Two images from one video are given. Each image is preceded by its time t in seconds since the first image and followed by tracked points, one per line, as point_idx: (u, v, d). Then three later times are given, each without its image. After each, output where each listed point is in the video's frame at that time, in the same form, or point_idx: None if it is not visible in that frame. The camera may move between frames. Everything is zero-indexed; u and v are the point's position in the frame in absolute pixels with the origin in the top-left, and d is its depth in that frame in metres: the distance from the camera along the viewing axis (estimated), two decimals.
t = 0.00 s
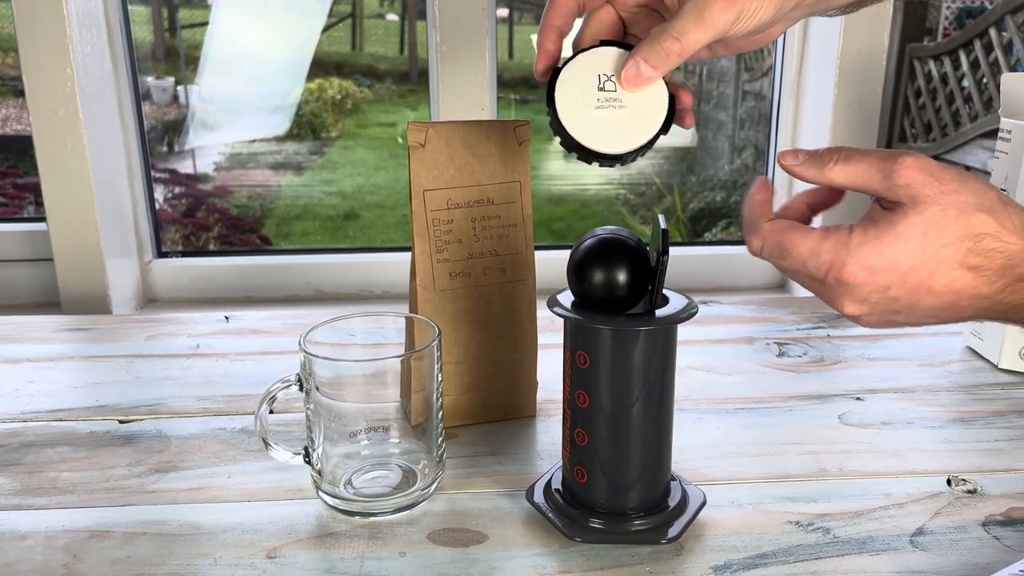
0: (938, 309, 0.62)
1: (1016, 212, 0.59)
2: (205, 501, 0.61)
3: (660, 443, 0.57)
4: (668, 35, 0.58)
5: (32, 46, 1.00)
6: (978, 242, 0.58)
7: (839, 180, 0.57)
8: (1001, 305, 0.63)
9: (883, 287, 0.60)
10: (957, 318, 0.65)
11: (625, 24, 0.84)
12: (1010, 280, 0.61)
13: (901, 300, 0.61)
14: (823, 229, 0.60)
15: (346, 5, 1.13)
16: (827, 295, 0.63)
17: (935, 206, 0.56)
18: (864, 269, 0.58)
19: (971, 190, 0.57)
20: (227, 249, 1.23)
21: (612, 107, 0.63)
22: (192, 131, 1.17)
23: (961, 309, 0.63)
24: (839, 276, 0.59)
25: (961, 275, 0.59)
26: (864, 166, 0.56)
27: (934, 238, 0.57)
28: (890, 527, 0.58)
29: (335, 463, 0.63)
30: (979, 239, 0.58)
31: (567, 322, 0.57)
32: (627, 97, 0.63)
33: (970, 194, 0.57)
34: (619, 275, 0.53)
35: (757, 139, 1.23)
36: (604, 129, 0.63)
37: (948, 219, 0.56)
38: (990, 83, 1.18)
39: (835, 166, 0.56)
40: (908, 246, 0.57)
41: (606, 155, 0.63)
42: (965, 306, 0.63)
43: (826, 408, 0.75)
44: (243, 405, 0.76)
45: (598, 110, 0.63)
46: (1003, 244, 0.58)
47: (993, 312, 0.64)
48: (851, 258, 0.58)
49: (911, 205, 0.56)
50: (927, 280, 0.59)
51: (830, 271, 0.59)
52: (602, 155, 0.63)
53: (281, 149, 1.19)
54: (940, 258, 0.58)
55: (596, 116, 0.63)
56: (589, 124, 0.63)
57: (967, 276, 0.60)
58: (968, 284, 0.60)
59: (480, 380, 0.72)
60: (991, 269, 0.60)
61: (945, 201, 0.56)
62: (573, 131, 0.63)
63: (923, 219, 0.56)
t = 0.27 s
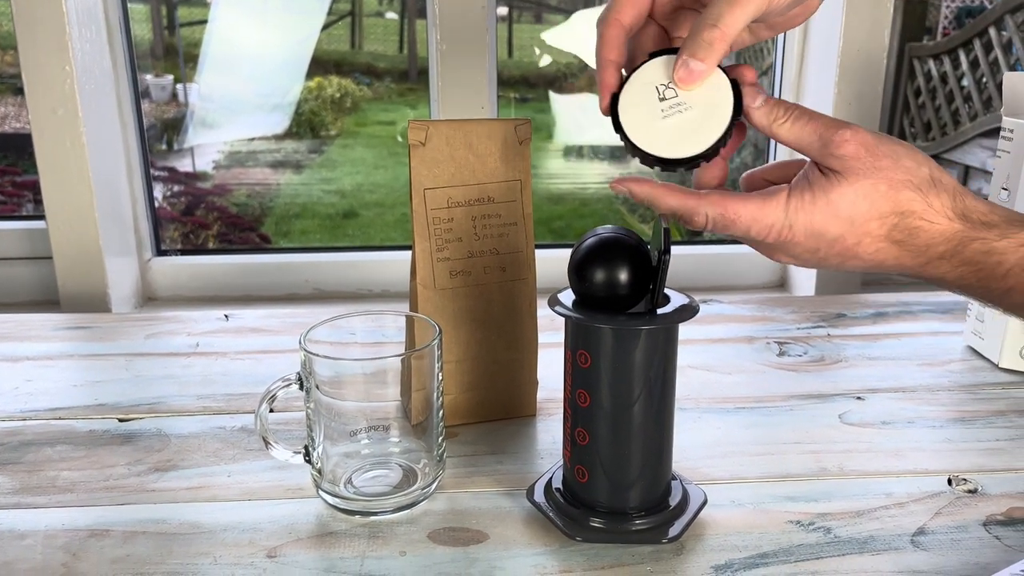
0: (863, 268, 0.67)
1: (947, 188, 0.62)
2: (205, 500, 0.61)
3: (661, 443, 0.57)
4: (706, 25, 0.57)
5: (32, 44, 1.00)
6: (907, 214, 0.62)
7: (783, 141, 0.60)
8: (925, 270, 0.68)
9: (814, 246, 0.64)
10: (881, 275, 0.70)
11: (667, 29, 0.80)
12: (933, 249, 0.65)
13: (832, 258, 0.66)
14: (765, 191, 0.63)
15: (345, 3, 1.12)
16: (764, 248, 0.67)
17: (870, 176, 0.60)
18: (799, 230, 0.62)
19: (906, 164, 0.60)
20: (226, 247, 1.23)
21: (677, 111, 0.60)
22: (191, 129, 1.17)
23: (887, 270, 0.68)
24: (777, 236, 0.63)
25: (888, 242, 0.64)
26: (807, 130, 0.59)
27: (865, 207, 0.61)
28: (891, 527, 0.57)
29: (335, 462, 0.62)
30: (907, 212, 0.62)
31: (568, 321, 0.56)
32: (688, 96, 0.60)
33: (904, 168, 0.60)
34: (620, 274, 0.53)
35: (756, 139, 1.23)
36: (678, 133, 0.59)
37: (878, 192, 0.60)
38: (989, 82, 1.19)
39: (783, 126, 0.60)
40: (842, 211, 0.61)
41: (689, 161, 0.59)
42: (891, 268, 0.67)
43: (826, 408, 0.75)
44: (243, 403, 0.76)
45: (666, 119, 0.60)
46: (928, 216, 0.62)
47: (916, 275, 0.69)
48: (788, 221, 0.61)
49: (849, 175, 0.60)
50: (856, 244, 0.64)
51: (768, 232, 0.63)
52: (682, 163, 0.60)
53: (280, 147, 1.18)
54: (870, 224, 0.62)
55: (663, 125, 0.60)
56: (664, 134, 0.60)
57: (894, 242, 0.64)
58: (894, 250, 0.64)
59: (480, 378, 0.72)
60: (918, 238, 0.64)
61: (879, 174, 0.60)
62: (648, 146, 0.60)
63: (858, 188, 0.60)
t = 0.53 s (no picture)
0: (869, 246, 0.68)
1: (948, 164, 0.64)
2: (208, 497, 0.61)
3: (666, 441, 0.57)
4: (746, 35, 0.55)
5: (33, 41, 1.00)
6: (915, 190, 0.63)
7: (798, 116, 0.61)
8: (927, 250, 0.69)
9: (827, 224, 0.64)
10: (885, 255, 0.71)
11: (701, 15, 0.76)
12: (938, 226, 0.66)
13: (842, 237, 0.66)
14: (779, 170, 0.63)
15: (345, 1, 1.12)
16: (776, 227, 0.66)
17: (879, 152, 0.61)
18: (814, 206, 0.62)
19: (909, 141, 0.62)
20: (226, 245, 1.23)
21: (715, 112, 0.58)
22: (191, 127, 1.17)
23: (892, 249, 0.69)
24: (793, 214, 0.63)
25: (897, 219, 0.65)
26: (820, 104, 0.60)
27: (877, 183, 0.62)
28: (895, 526, 0.57)
29: (338, 460, 0.62)
30: (915, 188, 0.63)
31: (573, 319, 0.56)
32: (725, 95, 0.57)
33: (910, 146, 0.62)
34: (626, 273, 0.52)
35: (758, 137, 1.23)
36: (712, 137, 0.58)
37: (888, 169, 0.61)
38: (990, 82, 1.19)
39: (796, 99, 0.60)
40: (854, 188, 0.62)
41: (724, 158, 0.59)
42: (896, 246, 0.69)
43: (829, 406, 0.75)
44: (246, 401, 0.76)
45: (702, 122, 0.58)
46: (933, 192, 0.64)
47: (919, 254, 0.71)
48: (804, 196, 0.62)
49: (860, 151, 0.61)
50: (867, 222, 0.64)
51: (784, 210, 0.63)
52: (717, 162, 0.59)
53: (280, 145, 1.18)
54: (880, 202, 0.63)
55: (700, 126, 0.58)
56: (701, 138, 0.58)
57: (903, 220, 0.65)
58: (902, 227, 0.65)
59: (484, 377, 0.72)
60: (924, 215, 0.65)
61: (888, 149, 0.61)
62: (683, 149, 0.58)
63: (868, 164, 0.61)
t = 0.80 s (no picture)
0: (899, 234, 0.65)
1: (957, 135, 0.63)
2: (216, 495, 0.61)
3: (674, 439, 0.57)
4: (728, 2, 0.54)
5: (36, 38, 1.00)
6: (938, 159, 0.61)
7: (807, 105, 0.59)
8: (958, 228, 0.66)
9: (862, 202, 0.61)
10: (916, 241, 0.68)
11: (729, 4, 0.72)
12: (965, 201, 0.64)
13: (880, 217, 0.62)
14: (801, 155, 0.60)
15: None
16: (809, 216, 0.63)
17: (889, 126, 0.60)
18: (847, 180, 0.59)
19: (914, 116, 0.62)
20: (228, 243, 1.23)
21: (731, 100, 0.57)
22: (193, 125, 1.16)
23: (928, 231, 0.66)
24: (824, 195, 0.59)
25: (929, 193, 0.62)
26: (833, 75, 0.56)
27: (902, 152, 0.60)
28: (903, 525, 0.57)
29: (346, 457, 0.62)
30: (940, 155, 0.61)
31: (581, 317, 0.56)
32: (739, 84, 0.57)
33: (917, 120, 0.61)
34: (636, 270, 0.52)
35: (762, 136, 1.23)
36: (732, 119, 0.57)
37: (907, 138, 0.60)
38: (993, 81, 1.19)
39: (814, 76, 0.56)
40: (884, 162, 0.59)
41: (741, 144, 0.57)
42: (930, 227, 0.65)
43: (835, 405, 0.75)
44: (251, 399, 0.76)
45: (722, 110, 0.57)
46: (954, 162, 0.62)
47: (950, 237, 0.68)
48: (834, 171, 0.58)
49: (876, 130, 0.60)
50: (902, 196, 0.61)
51: (816, 190, 0.59)
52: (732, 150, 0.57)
53: (281, 144, 1.18)
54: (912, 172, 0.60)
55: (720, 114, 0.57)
56: (722, 124, 0.56)
57: (935, 194, 0.62)
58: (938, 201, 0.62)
59: (491, 375, 0.72)
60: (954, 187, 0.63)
61: (897, 122, 0.60)
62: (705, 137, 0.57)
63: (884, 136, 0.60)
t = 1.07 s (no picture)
0: (913, 253, 0.65)
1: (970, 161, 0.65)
2: (219, 495, 0.61)
3: (678, 441, 0.57)
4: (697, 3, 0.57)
5: (39, 38, 1.00)
6: (955, 181, 0.62)
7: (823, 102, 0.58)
8: (972, 251, 0.67)
9: (884, 216, 0.61)
10: (930, 263, 0.68)
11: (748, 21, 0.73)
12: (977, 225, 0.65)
13: (899, 233, 0.62)
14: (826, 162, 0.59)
15: None
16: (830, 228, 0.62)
17: (903, 147, 0.61)
18: (871, 192, 0.59)
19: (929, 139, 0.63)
20: (229, 243, 1.23)
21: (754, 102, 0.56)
22: (194, 124, 1.16)
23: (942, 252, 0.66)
24: (849, 204, 0.59)
25: (946, 213, 0.62)
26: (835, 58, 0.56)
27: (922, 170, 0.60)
28: (906, 526, 0.57)
29: (349, 458, 0.62)
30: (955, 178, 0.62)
31: (584, 318, 0.56)
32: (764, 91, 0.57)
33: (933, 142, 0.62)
34: (639, 271, 0.52)
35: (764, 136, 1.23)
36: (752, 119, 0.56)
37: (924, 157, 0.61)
38: (995, 81, 1.20)
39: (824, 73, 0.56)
40: (903, 178, 0.60)
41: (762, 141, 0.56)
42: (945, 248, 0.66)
43: (838, 406, 0.75)
44: (254, 399, 0.76)
45: (745, 110, 0.56)
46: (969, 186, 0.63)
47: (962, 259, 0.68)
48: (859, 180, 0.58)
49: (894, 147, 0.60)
50: (922, 213, 0.61)
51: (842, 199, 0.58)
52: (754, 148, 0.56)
53: (282, 143, 1.18)
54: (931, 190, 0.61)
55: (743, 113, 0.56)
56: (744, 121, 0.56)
57: (952, 214, 0.63)
58: (955, 222, 0.63)
59: (494, 376, 0.72)
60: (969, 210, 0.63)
61: (913, 142, 0.62)
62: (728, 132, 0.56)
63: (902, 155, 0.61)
